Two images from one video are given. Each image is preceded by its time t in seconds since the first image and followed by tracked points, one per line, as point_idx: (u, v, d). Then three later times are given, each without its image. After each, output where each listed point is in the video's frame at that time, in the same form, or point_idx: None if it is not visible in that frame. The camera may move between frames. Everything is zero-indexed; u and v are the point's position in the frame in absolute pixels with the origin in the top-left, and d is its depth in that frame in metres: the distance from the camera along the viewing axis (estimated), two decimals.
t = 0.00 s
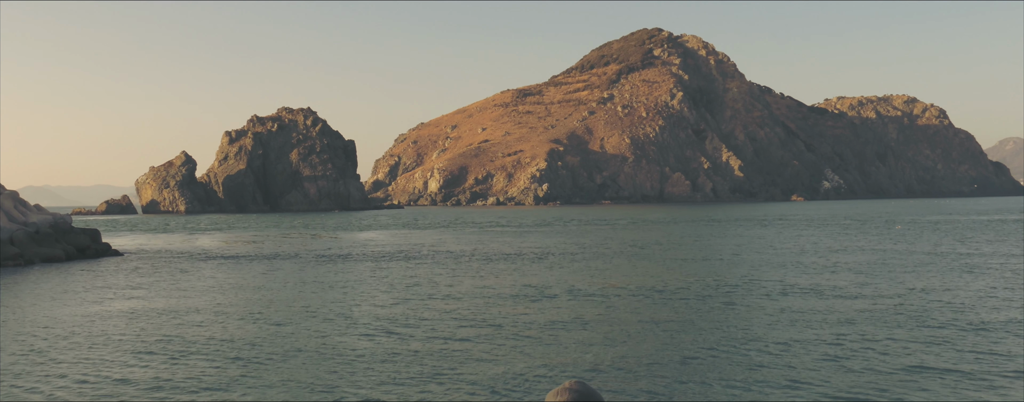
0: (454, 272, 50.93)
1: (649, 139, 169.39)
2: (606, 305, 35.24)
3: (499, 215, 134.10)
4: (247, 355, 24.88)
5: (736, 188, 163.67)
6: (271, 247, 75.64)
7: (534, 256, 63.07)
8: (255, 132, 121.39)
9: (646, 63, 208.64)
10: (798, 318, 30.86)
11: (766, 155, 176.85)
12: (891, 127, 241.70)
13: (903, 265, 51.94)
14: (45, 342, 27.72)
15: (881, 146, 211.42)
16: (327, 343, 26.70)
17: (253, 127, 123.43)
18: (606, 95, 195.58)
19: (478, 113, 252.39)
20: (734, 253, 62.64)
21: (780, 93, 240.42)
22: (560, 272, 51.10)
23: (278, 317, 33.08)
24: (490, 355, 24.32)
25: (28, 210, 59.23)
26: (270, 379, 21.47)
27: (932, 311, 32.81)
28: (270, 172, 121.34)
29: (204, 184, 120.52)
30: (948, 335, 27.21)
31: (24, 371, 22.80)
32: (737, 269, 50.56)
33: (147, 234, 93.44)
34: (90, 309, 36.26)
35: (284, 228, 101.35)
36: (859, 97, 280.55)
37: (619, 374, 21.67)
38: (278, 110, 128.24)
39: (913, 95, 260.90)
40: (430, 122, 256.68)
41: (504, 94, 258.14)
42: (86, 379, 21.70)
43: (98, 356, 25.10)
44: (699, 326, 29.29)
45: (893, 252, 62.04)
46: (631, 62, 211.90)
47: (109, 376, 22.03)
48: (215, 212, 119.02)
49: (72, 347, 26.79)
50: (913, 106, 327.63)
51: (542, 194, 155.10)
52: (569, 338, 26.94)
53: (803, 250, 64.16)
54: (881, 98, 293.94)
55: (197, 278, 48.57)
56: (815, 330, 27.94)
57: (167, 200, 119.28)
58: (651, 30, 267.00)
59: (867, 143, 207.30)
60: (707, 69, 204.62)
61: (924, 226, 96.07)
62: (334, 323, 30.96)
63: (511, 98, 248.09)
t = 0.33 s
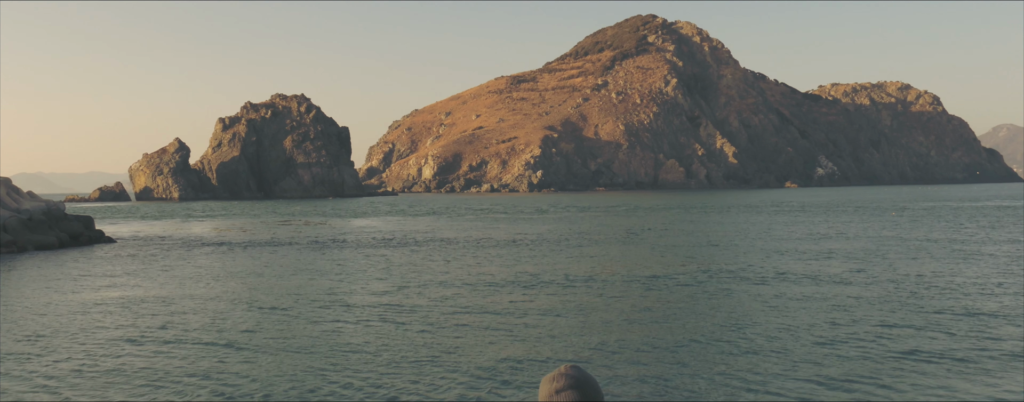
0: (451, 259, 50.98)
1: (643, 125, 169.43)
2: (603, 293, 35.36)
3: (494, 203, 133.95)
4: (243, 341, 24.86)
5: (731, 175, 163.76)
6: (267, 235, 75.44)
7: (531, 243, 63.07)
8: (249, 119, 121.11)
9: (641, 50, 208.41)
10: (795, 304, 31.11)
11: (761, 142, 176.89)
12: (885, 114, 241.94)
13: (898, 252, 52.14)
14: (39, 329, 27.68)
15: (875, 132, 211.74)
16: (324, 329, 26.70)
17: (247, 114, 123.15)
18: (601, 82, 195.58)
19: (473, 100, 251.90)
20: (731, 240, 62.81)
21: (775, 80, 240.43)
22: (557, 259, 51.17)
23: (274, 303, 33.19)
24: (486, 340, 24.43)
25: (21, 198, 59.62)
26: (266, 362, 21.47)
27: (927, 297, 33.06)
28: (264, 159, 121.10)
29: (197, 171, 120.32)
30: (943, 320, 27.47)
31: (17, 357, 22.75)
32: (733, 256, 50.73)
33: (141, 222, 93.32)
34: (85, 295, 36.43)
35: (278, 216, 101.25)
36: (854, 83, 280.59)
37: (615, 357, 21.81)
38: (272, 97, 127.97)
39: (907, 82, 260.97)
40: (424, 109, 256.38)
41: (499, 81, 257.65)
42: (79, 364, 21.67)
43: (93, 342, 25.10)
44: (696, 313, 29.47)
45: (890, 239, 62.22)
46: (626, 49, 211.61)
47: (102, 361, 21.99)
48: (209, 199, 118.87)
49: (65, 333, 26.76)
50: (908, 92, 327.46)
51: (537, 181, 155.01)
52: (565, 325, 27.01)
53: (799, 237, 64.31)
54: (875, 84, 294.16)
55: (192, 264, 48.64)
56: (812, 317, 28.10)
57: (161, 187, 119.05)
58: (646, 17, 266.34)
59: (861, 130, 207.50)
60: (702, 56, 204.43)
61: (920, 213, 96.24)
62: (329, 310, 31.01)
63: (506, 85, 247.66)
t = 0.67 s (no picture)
0: (449, 245, 51.51)
1: (644, 112, 169.82)
2: (595, 274, 35.60)
3: (495, 189, 134.33)
4: (226, 318, 25.45)
5: (731, 161, 163.81)
6: (267, 222, 76.05)
7: (529, 229, 63.54)
8: (249, 106, 122.16)
9: (642, 36, 208.52)
10: (784, 282, 31.32)
11: (761, 128, 176.79)
12: (887, 100, 241.06)
13: (895, 236, 52.44)
14: (28, 310, 28.36)
15: (876, 118, 211.28)
16: (308, 307, 27.25)
17: (248, 101, 124.29)
18: (601, 68, 195.37)
19: (474, 86, 252.18)
20: (729, 225, 63.16)
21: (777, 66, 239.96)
22: (554, 244, 51.61)
23: (262, 286, 33.78)
24: (467, 313, 24.87)
25: (22, 185, 60.78)
26: (247, 333, 22.06)
27: (916, 274, 33.50)
28: (265, 146, 122.06)
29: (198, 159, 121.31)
30: (933, 295, 27.54)
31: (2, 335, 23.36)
32: (729, 241, 51.09)
33: (142, 209, 94.32)
34: (83, 280, 37.31)
35: (276, 202, 102.20)
36: (855, 69, 279.57)
37: (592, 326, 22.26)
38: (272, 84, 129.14)
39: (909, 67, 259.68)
40: (426, 95, 256.93)
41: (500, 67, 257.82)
42: (62, 340, 22.31)
43: (78, 320, 25.72)
44: (682, 291, 29.75)
45: (887, 224, 62.42)
46: (626, 35, 211.72)
47: (85, 338, 22.60)
48: (209, 186, 119.86)
49: (52, 313, 27.41)
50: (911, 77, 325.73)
51: (537, 167, 155.43)
52: (549, 302, 27.38)
53: (797, 223, 64.67)
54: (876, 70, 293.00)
55: (189, 252, 49.47)
56: (798, 292, 28.35)
57: (161, 174, 120.07)
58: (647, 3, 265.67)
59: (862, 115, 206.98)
60: (702, 42, 204.37)
61: (921, 199, 96.35)
62: (317, 291, 31.47)
63: (506, 71, 247.88)
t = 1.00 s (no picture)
0: (452, 231, 51.73)
1: (644, 97, 169.84)
2: (598, 261, 35.88)
3: (495, 175, 134.34)
4: (229, 305, 25.76)
5: (731, 146, 163.43)
6: (268, 209, 76.06)
7: (531, 215, 63.69)
8: (248, 93, 122.23)
9: (641, 21, 208.09)
10: (789, 268, 31.59)
11: (761, 113, 176.52)
12: (886, 85, 240.77)
13: (897, 220, 52.71)
14: (30, 298, 28.67)
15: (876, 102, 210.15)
16: (314, 293, 27.62)
17: (247, 88, 124.41)
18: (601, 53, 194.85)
19: (473, 72, 251.71)
20: (730, 211, 63.36)
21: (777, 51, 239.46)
22: (557, 230, 51.77)
23: (266, 272, 34.12)
24: (472, 300, 25.23)
25: (21, 173, 60.89)
26: (256, 319, 22.45)
27: (919, 259, 33.84)
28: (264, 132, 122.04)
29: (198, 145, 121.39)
30: (935, 279, 27.93)
31: (8, 322, 23.72)
32: (732, 226, 51.28)
33: (143, 196, 94.47)
34: (86, 268, 37.54)
35: (278, 189, 102.37)
36: (855, 53, 278.77)
37: (597, 312, 22.59)
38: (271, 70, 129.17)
39: (909, 51, 259.06)
40: (425, 82, 256.68)
41: (499, 53, 257.32)
42: (66, 328, 22.67)
43: (80, 308, 26.06)
44: (686, 277, 29.99)
45: (889, 208, 62.57)
46: (626, 20, 211.34)
47: (89, 326, 22.92)
48: (209, 173, 119.94)
49: (53, 301, 27.73)
50: (911, 61, 324.59)
51: (537, 153, 155.47)
52: (554, 288, 27.66)
53: (800, 208, 64.73)
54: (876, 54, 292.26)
55: (190, 238, 49.69)
56: (802, 278, 28.64)
57: (161, 162, 120.24)
58: None
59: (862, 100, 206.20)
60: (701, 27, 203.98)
61: (923, 184, 96.21)
62: (322, 277, 31.81)
63: (506, 57, 247.42)
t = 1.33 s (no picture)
0: (456, 212, 52.09)
1: (646, 77, 169.80)
2: (603, 241, 36.33)
3: (498, 156, 134.48)
4: (233, 286, 26.36)
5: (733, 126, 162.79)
6: (271, 190, 76.32)
7: (534, 196, 63.97)
8: (250, 74, 122.53)
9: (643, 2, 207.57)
10: (791, 248, 32.05)
11: (763, 93, 176.08)
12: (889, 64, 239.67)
13: (900, 200, 53.03)
14: (41, 278, 29.32)
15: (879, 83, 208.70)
16: (321, 274, 28.29)
17: (249, 69, 124.75)
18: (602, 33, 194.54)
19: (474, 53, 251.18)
20: (733, 192, 63.57)
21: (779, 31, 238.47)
22: (560, 211, 52.20)
23: (272, 253, 34.66)
24: (479, 280, 25.73)
25: (24, 155, 61.35)
26: (266, 299, 23.12)
27: (922, 239, 34.28)
28: (266, 113, 122.37)
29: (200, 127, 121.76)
30: (937, 259, 28.44)
31: (25, 301, 24.50)
32: (736, 206, 51.67)
33: (146, 177, 94.87)
34: (92, 249, 38.05)
35: (280, 171, 102.66)
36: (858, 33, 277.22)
37: (601, 293, 23.18)
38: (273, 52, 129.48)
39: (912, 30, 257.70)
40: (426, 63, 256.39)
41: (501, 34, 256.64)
42: (75, 309, 23.23)
43: (89, 289, 26.69)
44: (689, 258, 30.48)
45: (893, 188, 62.79)
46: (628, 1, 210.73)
47: (100, 306, 23.60)
48: (211, 154, 120.34)
49: (64, 282, 28.40)
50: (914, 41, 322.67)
51: (539, 134, 155.54)
52: (558, 268, 28.22)
53: (803, 188, 64.97)
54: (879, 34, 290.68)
55: (194, 220, 50.13)
56: (804, 259, 29.12)
57: (164, 143, 120.73)
58: None
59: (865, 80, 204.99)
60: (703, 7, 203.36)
61: (926, 163, 96.06)
62: (329, 258, 32.36)
63: (507, 38, 246.87)
